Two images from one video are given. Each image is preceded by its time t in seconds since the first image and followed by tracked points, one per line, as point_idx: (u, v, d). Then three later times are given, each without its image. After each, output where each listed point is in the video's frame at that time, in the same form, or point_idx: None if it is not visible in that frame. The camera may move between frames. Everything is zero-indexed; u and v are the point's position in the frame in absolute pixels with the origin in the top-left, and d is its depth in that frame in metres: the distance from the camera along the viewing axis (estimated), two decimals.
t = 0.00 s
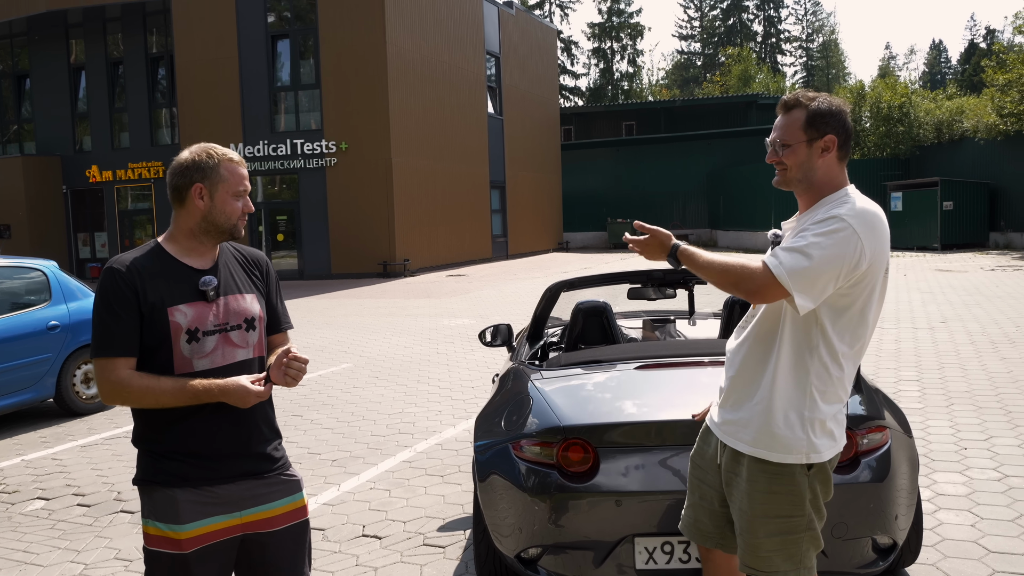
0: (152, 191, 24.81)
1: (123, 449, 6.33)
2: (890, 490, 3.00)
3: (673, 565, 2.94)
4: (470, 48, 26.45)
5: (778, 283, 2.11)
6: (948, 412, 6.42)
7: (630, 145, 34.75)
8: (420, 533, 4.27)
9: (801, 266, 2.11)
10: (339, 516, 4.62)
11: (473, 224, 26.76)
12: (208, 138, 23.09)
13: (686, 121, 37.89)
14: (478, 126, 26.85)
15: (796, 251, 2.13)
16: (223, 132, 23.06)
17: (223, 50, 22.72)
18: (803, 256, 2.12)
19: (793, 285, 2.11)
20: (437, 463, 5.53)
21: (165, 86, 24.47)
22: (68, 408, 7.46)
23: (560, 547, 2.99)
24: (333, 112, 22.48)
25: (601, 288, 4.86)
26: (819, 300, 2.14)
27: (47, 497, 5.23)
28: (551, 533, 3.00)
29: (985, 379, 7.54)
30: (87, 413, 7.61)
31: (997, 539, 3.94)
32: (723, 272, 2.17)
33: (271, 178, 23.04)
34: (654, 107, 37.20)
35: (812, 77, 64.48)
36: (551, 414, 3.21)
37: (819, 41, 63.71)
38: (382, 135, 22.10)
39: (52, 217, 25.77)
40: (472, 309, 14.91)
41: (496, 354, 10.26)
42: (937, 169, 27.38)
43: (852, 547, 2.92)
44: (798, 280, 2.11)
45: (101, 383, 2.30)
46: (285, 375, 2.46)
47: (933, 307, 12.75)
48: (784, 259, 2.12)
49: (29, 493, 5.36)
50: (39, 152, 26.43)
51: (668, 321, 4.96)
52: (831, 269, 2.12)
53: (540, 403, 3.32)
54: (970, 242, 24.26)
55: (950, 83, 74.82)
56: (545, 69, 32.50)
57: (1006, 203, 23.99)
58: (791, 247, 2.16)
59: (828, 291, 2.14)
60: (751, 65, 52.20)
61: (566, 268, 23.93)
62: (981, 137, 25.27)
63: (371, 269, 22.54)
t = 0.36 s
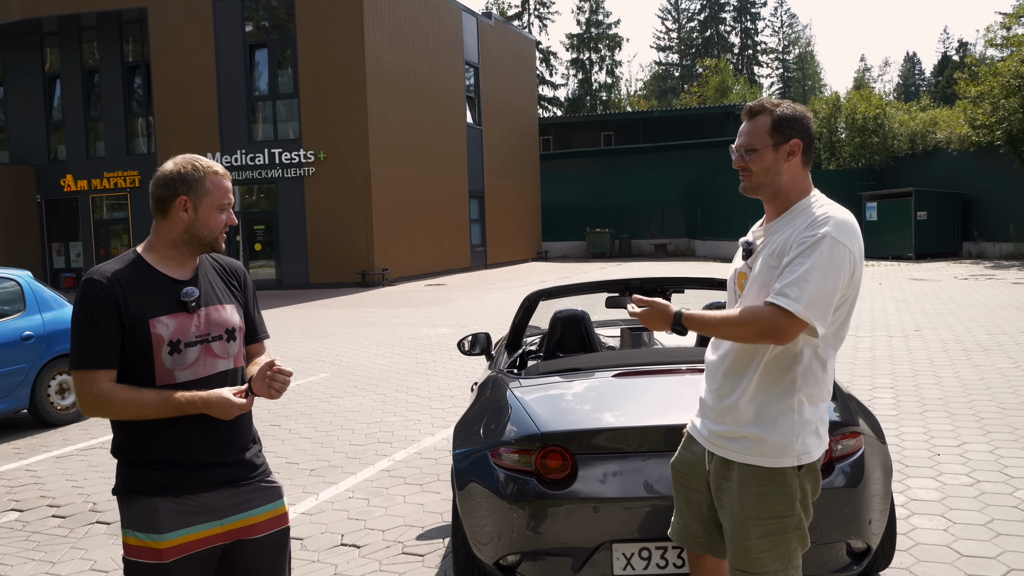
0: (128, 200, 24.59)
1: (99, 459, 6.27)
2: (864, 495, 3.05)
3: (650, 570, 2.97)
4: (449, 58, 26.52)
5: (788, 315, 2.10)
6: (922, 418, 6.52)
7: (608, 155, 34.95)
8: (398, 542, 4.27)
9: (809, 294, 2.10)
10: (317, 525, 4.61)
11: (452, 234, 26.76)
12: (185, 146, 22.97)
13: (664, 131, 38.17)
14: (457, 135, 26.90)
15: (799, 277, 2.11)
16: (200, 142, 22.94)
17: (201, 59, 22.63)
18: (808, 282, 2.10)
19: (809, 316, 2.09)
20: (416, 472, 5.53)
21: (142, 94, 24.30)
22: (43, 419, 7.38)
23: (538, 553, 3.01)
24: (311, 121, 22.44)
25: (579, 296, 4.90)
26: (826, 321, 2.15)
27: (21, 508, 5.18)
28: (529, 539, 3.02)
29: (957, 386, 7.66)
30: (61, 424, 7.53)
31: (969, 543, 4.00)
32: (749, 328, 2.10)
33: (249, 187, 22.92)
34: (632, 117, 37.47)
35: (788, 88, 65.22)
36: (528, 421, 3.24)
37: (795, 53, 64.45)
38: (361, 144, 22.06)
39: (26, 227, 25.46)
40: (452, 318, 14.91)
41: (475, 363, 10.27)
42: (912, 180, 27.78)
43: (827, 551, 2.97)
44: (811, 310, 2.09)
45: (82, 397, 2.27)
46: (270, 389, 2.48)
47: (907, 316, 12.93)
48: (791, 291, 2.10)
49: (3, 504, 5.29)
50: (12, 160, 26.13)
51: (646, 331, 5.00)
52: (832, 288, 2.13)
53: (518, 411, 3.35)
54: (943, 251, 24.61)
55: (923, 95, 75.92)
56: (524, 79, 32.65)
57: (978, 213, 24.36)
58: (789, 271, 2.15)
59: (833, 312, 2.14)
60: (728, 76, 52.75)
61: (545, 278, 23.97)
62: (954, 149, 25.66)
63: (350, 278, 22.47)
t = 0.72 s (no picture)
0: (117, 199, 24.48)
1: (89, 459, 6.25)
2: (854, 488, 3.07)
3: (642, 565, 2.99)
4: (439, 55, 26.46)
5: (858, 326, 2.06)
6: (912, 412, 6.56)
7: (599, 152, 34.96)
8: (391, 538, 4.28)
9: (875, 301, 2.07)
10: (310, 523, 4.61)
11: (443, 231, 26.74)
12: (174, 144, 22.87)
13: (654, 127, 38.23)
14: (447, 132, 26.86)
15: (856, 285, 2.08)
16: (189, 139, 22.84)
17: (189, 57, 22.53)
18: (866, 289, 2.07)
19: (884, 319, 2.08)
20: (408, 469, 5.54)
21: (130, 92, 24.19)
22: (33, 418, 7.35)
23: (531, 549, 3.02)
24: (301, 118, 22.36)
25: (570, 292, 4.90)
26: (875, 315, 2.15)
27: (12, 508, 5.16)
28: (522, 535, 3.03)
29: (946, 380, 7.71)
30: (52, 423, 7.51)
31: (959, 535, 4.03)
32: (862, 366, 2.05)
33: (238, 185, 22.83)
34: (622, 113, 37.49)
35: (778, 84, 65.38)
36: (519, 418, 3.25)
37: (783, 49, 64.65)
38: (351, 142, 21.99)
39: (14, 226, 25.31)
40: (443, 315, 14.91)
41: (467, 359, 10.28)
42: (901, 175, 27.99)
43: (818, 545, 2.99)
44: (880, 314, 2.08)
45: (93, 402, 2.25)
46: (282, 391, 2.51)
47: (896, 310, 13.00)
48: (859, 301, 2.06)
49: None
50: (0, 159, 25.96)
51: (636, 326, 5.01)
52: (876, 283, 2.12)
53: (510, 407, 3.35)
54: (932, 246, 24.72)
55: (912, 90, 76.22)
56: (514, 76, 32.62)
57: (967, 207, 24.50)
58: (837, 280, 2.10)
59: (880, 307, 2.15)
60: (718, 72, 52.88)
61: (537, 274, 23.99)
62: (943, 143, 25.77)
63: (341, 276, 22.45)
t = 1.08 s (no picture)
0: (114, 198, 24.45)
1: (87, 457, 6.25)
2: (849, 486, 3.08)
3: (640, 562, 2.99)
4: (437, 53, 26.45)
5: (858, 332, 2.05)
6: (909, 410, 6.57)
7: (597, 150, 34.94)
8: (389, 536, 4.29)
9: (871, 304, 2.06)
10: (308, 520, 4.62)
11: (441, 229, 26.72)
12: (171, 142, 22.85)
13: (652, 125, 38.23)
14: (445, 130, 26.84)
15: (855, 288, 2.06)
16: (187, 137, 22.81)
17: (187, 55, 22.51)
18: (867, 292, 2.06)
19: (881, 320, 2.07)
20: (406, 466, 5.54)
21: (127, 90, 24.17)
22: (31, 417, 7.36)
23: (528, 546, 3.03)
24: (299, 116, 22.34)
25: (569, 290, 4.91)
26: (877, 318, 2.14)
27: (11, 506, 5.16)
28: (519, 532, 3.04)
29: (944, 378, 7.73)
30: (49, 422, 7.50)
31: (954, 533, 4.05)
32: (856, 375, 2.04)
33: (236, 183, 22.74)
34: (620, 112, 37.48)
35: (776, 82, 65.40)
36: (516, 415, 3.25)
37: (782, 47, 64.68)
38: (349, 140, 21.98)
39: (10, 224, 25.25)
40: (441, 314, 14.92)
41: (465, 358, 10.28)
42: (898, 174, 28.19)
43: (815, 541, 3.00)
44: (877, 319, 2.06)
45: (150, 397, 2.25)
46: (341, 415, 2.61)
47: (894, 308, 13.02)
48: (855, 306, 2.05)
49: None
50: None
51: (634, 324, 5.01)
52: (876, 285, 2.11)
53: (508, 405, 3.35)
54: (930, 244, 24.75)
55: (910, 88, 76.24)
56: (512, 74, 32.59)
57: (964, 206, 24.52)
58: (839, 282, 2.09)
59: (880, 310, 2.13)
60: (716, 70, 52.88)
61: (535, 272, 23.99)
62: (941, 142, 25.78)
63: (339, 274, 22.44)
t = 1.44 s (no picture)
0: (110, 162, 24.30)
1: (80, 420, 6.25)
2: (839, 461, 3.09)
3: (628, 532, 3.01)
4: (438, 23, 26.15)
5: (818, 294, 1.99)
6: (900, 389, 6.60)
7: (597, 124, 34.72)
8: (380, 503, 4.31)
9: (827, 264, 2.00)
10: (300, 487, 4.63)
11: (438, 200, 26.60)
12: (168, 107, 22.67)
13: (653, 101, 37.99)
14: (445, 101, 26.62)
15: (811, 250, 2.01)
16: (183, 102, 22.62)
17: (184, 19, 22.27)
18: (822, 253, 2.00)
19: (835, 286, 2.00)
20: (398, 435, 5.56)
21: (123, 53, 23.90)
22: (25, 380, 7.35)
23: (518, 515, 3.05)
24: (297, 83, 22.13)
25: (565, 263, 4.89)
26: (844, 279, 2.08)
27: (3, 467, 5.17)
28: (509, 501, 3.05)
29: (937, 358, 7.76)
30: (43, 384, 7.50)
31: (941, 511, 4.07)
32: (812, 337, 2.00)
33: (233, 150, 22.61)
34: (622, 86, 37.20)
35: (779, 60, 64.90)
36: (509, 385, 3.25)
37: (786, 24, 64.10)
38: (347, 109, 21.79)
39: (5, 186, 25.09)
40: (437, 284, 14.91)
41: (460, 329, 10.28)
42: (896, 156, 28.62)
43: (803, 515, 3.02)
44: (835, 279, 2.00)
45: (246, 353, 2.23)
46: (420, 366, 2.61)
47: (889, 288, 13.03)
48: (810, 266, 1.99)
49: None
50: None
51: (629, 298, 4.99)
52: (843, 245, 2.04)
53: (501, 374, 3.36)
54: (927, 227, 24.73)
55: (914, 68, 75.70)
56: (513, 45, 32.26)
57: (963, 188, 24.46)
58: (798, 246, 2.03)
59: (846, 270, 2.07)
60: (719, 46, 52.44)
61: (531, 246, 23.94)
62: (942, 124, 25.66)
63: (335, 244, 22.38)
